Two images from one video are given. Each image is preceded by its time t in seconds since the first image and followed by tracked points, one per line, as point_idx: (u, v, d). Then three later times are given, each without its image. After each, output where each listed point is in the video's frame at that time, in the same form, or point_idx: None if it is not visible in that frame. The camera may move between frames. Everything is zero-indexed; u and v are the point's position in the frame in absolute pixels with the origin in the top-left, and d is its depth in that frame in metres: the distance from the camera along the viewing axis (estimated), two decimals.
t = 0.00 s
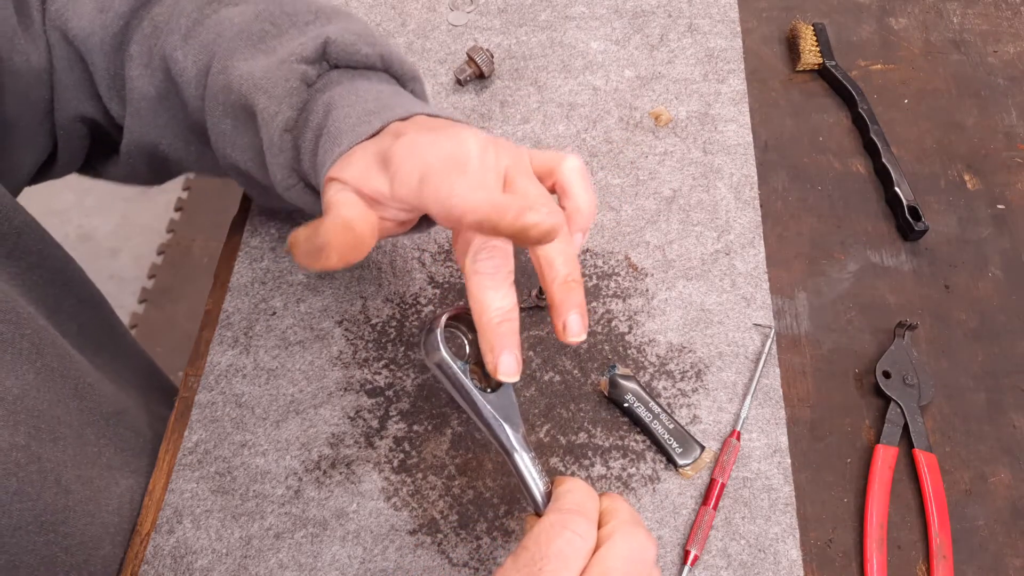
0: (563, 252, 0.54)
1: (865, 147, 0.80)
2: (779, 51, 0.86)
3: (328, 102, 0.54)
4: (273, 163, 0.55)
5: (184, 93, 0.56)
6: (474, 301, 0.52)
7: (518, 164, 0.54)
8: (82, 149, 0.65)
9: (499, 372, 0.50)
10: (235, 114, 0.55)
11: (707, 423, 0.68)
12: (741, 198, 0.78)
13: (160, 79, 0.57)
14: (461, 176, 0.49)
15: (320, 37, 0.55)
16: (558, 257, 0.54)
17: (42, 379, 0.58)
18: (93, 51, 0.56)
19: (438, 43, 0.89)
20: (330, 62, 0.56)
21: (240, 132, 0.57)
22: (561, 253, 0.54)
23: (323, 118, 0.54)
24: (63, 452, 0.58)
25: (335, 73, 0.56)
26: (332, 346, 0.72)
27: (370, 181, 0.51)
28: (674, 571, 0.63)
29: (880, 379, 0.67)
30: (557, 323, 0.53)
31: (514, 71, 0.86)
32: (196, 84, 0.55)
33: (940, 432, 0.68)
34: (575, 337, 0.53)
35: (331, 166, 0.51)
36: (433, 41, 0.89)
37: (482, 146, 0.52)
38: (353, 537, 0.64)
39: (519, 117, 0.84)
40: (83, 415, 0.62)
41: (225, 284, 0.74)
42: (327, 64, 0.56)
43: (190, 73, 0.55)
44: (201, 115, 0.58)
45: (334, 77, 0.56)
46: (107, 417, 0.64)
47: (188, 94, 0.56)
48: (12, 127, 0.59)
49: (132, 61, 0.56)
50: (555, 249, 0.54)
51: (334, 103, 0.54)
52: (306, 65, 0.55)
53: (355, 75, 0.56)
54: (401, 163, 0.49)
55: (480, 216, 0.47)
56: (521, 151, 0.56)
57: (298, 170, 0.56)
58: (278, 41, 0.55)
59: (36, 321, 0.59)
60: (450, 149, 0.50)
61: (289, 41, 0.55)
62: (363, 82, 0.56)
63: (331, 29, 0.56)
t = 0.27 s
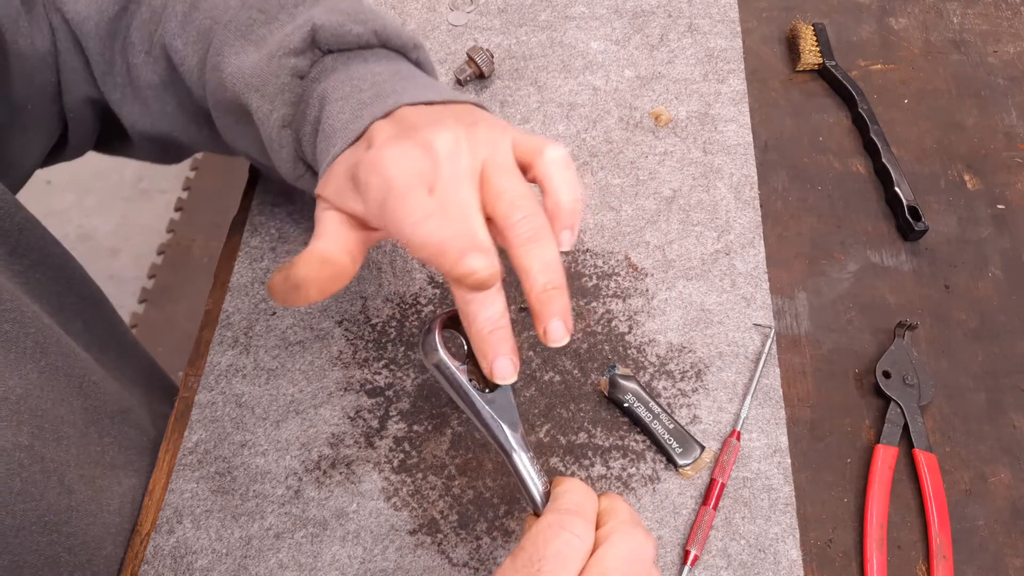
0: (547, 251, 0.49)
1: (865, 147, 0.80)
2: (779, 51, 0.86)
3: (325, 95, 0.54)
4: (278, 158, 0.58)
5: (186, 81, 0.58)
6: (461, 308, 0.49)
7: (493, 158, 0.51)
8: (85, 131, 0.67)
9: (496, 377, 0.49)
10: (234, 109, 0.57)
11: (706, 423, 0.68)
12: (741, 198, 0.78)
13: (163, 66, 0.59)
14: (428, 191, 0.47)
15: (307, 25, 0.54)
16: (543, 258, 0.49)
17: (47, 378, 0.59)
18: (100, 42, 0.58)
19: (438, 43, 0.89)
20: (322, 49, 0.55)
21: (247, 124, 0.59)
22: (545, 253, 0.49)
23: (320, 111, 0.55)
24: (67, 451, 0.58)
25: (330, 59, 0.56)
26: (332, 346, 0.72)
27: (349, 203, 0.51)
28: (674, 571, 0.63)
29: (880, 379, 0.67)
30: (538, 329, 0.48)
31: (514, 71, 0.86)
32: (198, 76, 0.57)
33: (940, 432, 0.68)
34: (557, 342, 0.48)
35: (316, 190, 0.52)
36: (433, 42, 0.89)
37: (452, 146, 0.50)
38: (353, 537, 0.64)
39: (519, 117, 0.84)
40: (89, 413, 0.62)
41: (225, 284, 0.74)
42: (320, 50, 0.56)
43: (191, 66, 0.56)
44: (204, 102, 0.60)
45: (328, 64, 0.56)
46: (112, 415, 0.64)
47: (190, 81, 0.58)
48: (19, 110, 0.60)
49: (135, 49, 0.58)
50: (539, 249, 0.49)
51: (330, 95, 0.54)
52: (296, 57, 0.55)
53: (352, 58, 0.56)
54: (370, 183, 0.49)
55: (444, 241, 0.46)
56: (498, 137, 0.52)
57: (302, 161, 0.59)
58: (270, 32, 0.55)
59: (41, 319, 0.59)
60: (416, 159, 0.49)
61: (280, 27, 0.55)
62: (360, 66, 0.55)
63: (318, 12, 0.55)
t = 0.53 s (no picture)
0: (519, 256, 0.47)
1: (865, 147, 0.80)
2: (779, 51, 0.86)
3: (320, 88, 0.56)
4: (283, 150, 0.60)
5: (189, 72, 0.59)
6: (448, 315, 0.48)
7: (458, 164, 0.50)
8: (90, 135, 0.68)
9: (499, 377, 0.47)
10: (238, 103, 0.58)
11: (706, 423, 0.68)
12: (741, 198, 0.78)
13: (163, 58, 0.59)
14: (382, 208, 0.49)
15: (295, 18, 0.55)
16: (515, 263, 0.47)
17: (49, 377, 0.58)
18: (103, 33, 0.59)
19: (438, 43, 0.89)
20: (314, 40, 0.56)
21: (248, 117, 0.61)
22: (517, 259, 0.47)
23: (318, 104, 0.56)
24: (70, 450, 0.58)
25: (325, 50, 0.56)
26: (332, 346, 0.72)
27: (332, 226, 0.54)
28: (674, 571, 0.63)
29: (880, 379, 0.67)
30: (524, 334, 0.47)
31: (514, 71, 0.86)
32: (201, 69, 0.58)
33: (939, 432, 0.68)
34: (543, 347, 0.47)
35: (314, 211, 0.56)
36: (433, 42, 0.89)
37: (415, 157, 0.50)
38: (353, 537, 0.64)
39: (519, 117, 0.84)
40: (93, 411, 0.62)
41: (225, 284, 0.74)
42: (313, 41, 0.56)
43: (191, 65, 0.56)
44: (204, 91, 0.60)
45: (323, 54, 0.56)
46: (117, 414, 0.64)
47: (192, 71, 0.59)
48: (25, 97, 0.61)
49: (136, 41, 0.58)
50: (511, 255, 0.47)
51: (325, 89, 0.55)
52: (291, 52, 0.55)
53: (346, 45, 0.56)
54: (339, 203, 0.51)
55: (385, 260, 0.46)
56: (467, 137, 0.51)
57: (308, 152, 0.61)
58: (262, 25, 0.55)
59: (45, 317, 0.60)
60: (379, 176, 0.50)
61: (272, 17, 0.55)
62: (354, 54, 0.56)
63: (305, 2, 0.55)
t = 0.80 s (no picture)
0: (499, 260, 0.47)
1: (865, 147, 0.80)
2: (779, 51, 0.86)
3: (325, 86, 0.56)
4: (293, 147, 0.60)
5: (193, 67, 0.59)
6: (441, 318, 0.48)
7: (438, 168, 0.51)
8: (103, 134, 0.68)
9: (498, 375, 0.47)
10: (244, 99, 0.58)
11: (706, 423, 0.68)
12: (741, 198, 0.78)
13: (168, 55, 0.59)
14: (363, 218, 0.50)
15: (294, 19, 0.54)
16: (495, 268, 0.47)
17: (51, 376, 0.58)
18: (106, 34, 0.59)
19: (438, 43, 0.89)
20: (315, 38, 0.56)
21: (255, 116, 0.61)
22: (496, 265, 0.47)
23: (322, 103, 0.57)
24: (71, 450, 0.58)
25: (326, 47, 0.57)
26: (332, 346, 0.72)
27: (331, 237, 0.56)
28: (674, 571, 0.63)
29: (880, 379, 0.67)
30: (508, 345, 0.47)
31: (514, 71, 0.86)
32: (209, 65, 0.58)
33: (939, 432, 0.68)
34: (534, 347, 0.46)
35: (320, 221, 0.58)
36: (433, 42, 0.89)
37: (397, 163, 0.51)
38: (353, 537, 0.64)
39: (519, 117, 0.84)
40: (94, 410, 0.62)
41: (225, 284, 0.74)
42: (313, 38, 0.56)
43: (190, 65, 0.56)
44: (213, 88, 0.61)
45: (327, 51, 0.57)
46: (118, 413, 0.64)
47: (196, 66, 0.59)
48: (27, 96, 0.61)
49: (141, 36, 0.58)
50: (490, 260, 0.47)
51: (327, 88, 0.56)
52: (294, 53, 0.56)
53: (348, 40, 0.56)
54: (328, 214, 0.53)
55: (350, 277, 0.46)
56: (447, 140, 0.51)
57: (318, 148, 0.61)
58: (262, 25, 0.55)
59: (48, 317, 0.60)
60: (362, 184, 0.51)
61: (273, 16, 0.55)
62: (355, 49, 0.56)
63: None
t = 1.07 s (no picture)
0: (489, 256, 0.48)
1: (865, 148, 0.80)
2: (779, 51, 0.86)
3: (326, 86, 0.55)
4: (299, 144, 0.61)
5: (196, 64, 0.58)
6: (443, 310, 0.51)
7: (429, 164, 0.51)
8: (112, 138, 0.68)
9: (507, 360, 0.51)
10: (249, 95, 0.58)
11: (706, 423, 0.68)
12: (741, 198, 0.78)
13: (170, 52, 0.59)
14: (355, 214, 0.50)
15: (293, 16, 0.54)
16: (486, 263, 0.48)
17: (51, 376, 0.58)
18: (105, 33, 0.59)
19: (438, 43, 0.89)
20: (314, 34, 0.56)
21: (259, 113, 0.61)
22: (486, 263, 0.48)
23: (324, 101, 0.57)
24: (70, 451, 0.58)
25: (326, 42, 0.56)
26: (332, 346, 0.72)
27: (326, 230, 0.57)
28: (674, 572, 0.63)
29: (880, 379, 0.67)
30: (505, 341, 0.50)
31: (514, 71, 0.86)
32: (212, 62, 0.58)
33: (939, 432, 0.68)
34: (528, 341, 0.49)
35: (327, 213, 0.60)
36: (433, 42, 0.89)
37: (390, 161, 0.52)
38: (353, 537, 0.64)
39: (519, 117, 0.84)
40: (94, 410, 0.62)
41: (225, 284, 0.74)
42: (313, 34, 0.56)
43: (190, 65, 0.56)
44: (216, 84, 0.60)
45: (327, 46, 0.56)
46: (119, 413, 0.64)
47: (199, 63, 0.58)
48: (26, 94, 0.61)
49: (142, 32, 0.58)
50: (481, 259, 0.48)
51: (327, 84, 0.55)
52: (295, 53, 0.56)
53: (347, 35, 0.56)
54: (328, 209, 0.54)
55: (335, 272, 0.47)
56: (438, 135, 0.52)
57: (324, 143, 0.61)
58: (260, 24, 0.54)
59: (48, 316, 0.59)
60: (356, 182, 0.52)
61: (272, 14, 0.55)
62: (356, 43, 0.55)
63: None
